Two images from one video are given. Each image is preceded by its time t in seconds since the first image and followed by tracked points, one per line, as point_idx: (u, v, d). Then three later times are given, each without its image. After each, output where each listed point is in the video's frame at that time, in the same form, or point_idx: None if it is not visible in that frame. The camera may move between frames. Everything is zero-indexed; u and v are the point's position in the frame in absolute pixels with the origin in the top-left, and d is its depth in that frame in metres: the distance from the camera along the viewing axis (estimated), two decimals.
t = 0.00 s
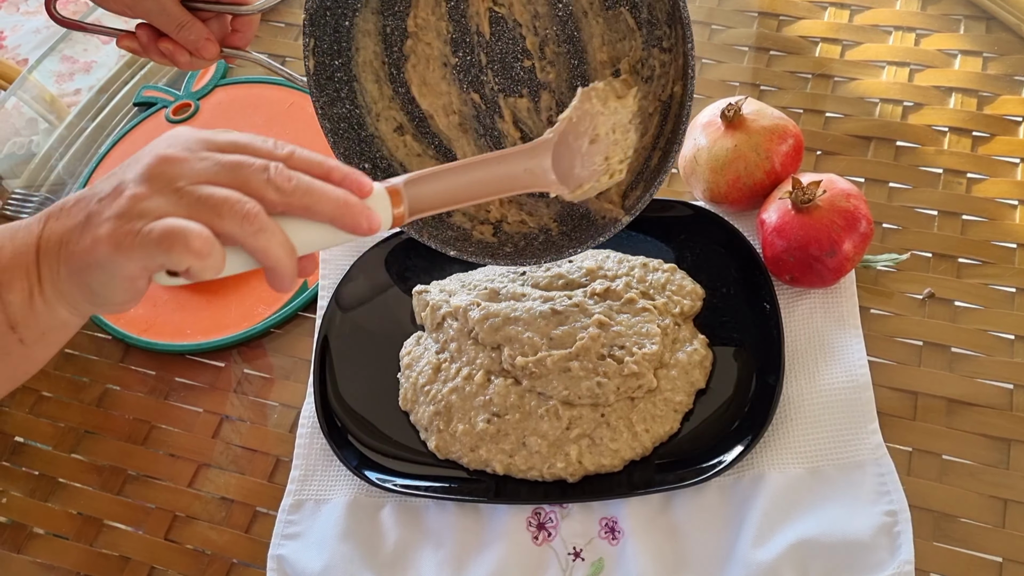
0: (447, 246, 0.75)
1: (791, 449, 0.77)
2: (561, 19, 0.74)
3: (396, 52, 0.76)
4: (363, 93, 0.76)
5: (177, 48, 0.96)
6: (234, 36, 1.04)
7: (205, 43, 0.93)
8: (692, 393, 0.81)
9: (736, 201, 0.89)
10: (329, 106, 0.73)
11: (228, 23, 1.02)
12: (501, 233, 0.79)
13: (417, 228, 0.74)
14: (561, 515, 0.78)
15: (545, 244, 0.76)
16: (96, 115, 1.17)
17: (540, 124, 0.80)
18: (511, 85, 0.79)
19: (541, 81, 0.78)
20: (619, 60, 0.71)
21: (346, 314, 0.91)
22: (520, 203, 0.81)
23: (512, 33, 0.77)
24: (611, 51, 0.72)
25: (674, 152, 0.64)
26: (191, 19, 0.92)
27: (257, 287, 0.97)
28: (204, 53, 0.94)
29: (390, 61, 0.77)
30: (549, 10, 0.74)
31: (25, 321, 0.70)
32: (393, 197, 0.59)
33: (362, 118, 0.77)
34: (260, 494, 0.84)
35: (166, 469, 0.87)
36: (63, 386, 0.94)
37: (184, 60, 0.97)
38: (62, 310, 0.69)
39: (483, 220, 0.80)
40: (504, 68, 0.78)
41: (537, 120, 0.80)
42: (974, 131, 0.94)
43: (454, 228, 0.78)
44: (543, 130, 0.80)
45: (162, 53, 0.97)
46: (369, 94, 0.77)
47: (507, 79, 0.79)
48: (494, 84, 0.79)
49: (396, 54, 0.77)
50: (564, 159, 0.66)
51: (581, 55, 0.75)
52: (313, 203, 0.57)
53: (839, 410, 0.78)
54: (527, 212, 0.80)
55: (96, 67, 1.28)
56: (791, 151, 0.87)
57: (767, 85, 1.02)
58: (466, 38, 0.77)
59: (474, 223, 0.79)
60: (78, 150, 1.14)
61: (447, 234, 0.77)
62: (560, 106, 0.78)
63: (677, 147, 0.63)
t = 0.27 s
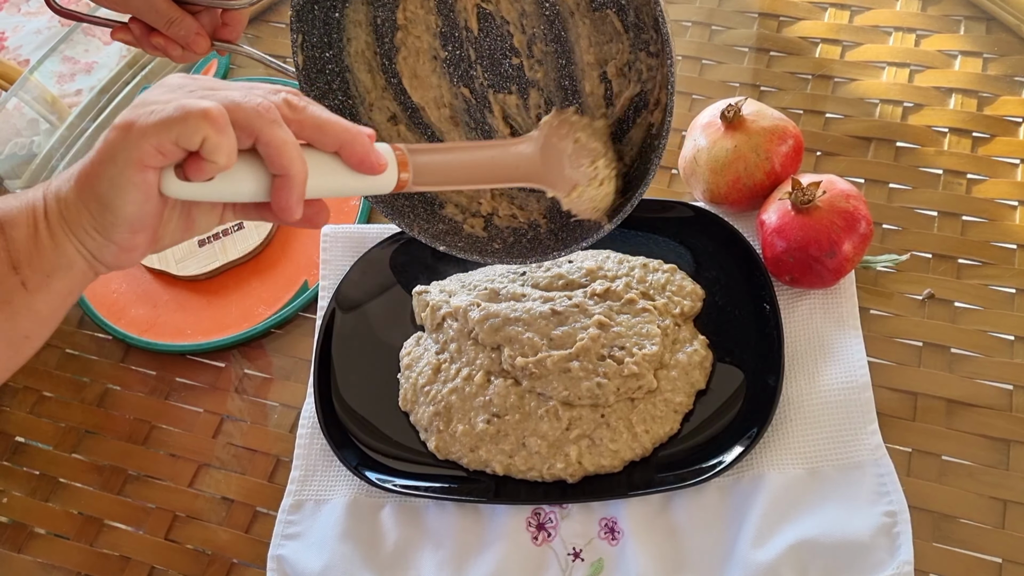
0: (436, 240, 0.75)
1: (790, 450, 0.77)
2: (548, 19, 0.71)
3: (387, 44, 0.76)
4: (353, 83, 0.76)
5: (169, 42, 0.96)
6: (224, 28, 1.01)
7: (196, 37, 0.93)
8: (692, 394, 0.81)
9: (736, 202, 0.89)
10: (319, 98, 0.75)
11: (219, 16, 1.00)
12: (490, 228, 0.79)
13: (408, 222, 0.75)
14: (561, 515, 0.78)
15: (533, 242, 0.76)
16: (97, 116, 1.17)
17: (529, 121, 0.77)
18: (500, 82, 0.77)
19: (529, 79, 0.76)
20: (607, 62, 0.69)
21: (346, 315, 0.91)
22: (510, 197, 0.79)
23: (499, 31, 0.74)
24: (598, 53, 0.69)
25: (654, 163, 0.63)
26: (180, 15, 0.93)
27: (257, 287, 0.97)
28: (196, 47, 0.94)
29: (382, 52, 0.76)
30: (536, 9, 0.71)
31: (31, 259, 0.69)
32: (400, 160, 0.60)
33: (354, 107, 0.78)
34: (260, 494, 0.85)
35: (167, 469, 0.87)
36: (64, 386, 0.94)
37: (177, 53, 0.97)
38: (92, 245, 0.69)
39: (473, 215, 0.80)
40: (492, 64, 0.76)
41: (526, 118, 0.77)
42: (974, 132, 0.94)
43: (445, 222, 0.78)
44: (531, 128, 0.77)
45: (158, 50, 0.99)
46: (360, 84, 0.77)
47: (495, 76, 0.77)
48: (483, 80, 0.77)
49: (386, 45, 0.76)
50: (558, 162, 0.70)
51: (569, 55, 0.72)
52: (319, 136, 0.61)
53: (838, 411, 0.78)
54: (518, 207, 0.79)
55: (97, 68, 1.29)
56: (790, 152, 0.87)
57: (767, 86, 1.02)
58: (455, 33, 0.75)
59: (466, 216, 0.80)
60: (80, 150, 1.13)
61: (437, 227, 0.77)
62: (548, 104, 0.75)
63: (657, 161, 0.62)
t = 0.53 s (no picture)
0: (433, 244, 0.77)
1: (789, 452, 0.77)
2: (546, 30, 0.70)
3: (387, 49, 0.75)
4: (354, 87, 0.76)
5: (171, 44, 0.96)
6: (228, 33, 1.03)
7: (198, 40, 0.94)
8: (691, 396, 0.81)
9: (735, 204, 0.90)
10: (319, 103, 0.75)
11: (221, 21, 1.01)
12: (486, 233, 0.79)
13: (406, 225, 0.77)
14: (560, 518, 0.78)
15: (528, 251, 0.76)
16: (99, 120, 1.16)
17: (527, 129, 0.78)
18: (498, 90, 0.76)
19: (528, 87, 0.75)
20: (605, 74, 0.69)
21: (346, 318, 0.91)
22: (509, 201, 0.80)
23: (498, 39, 0.73)
24: (595, 65, 0.69)
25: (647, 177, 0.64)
26: (182, 18, 0.92)
27: (257, 291, 0.98)
28: (198, 50, 0.95)
29: (382, 56, 0.75)
30: (535, 19, 0.70)
31: None
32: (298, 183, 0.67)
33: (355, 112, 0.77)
34: (260, 497, 0.85)
35: (167, 472, 0.88)
36: (64, 389, 0.95)
37: (180, 55, 0.98)
38: (22, 232, 0.62)
39: (469, 221, 0.80)
40: (492, 72, 0.75)
41: (524, 125, 0.77)
42: (973, 134, 0.94)
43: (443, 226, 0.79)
44: (530, 135, 0.78)
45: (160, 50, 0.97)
46: (360, 88, 0.76)
47: (494, 83, 0.76)
48: (482, 87, 0.76)
49: (387, 50, 0.75)
50: (402, 186, 0.73)
51: (567, 66, 0.71)
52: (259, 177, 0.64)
53: (837, 413, 0.78)
54: (516, 211, 0.80)
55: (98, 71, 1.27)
56: (789, 155, 0.87)
57: (765, 88, 1.02)
58: (455, 39, 0.74)
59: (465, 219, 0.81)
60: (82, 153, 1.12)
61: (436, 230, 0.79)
62: (546, 113, 0.76)
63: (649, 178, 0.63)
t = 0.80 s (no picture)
0: (407, 266, 0.79)
1: (788, 456, 0.77)
2: (533, 62, 0.71)
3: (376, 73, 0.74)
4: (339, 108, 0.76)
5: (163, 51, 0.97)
6: (219, 43, 1.04)
7: (190, 49, 0.95)
8: (691, 400, 0.81)
9: (734, 208, 0.90)
10: (305, 119, 0.74)
11: (213, 31, 1.02)
12: (460, 258, 0.82)
13: (381, 246, 0.79)
14: (560, 522, 0.78)
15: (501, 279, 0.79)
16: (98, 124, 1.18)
17: (507, 158, 0.79)
18: (483, 118, 0.77)
19: (511, 117, 0.76)
20: (587, 110, 0.70)
21: (346, 322, 0.92)
22: (484, 228, 0.82)
23: (485, 68, 0.74)
24: (579, 99, 0.70)
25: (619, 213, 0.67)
26: (177, 25, 0.92)
27: (257, 295, 0.98)
28: (189, 57, 0.96)
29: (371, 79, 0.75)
30: (523, 50, 0.71)
31: (36, 302, 0.53)
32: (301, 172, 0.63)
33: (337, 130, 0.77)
34: (261, 501, 0.85)
35: (168, 476, 0.88)
36: (65, 394, 0.95)
37: (170, 62, 0.98)
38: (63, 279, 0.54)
39: (444, 246, 0.82)
40: (477, 100, 0.76)
41: (505, 154, 0.79)
42: (972, 137, 0.94)
43: (418, 249, 0.81)
44: (510, 164, 0.79)
45: (151, 55, 0.97)
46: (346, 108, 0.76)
47: (479, 111, 0.77)
48: (467, 114, 0.77)
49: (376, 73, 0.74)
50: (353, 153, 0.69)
51: (551, 99, 0.72)
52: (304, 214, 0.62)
53: (836, 417, 0.78)
54: (491, 239, 0.82)
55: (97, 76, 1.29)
56: (788, 158, 0.87)
57: (765, 91, 1.02)
58: (443, 67, 0.74)
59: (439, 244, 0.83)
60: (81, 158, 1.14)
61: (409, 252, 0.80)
62: (527, 144, 0.77)
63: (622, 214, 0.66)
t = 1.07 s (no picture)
0: (388, 273, 0.77)
1: (793, 457, 0.77)
2: (524, 75, 0.73)
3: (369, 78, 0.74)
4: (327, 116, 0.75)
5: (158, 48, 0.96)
6: (216, 43, 1.03)
7: (185, 48, 0.94)
8: (695, 401, 0.81)
9: (738, 208, 0.90)
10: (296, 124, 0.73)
11: (211, 31, 1.02)
12: (440, 268, 0.81)
13: (363, 255, 0.76)
14: (564, 522, 0.78)
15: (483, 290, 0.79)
16: (102, 125, 1.18)
17: (494, 170, 0.80)
18: (472, 129, 0.78)
19: (500, 130, 0.78)
20: (576, 123, 0.71)
21: (350, 322, 0.92)
22: (465, 240, 0.82)
23: (477, 81, 0.75)
24: (567, 112, 0.72)
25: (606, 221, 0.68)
26: (173, 24, 0.92)
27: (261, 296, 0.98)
28: (184, 56, 0.95)
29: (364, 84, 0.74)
30: (515, 64, 0.72)
31: (85, 354, 0.54)
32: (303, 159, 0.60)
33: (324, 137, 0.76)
34: (265, 501, 0.85)
35: (173, 477, 0.88)
36: (70, 395, 0.95)
37: (166, 60, 0.98)
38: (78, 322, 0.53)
39: (426, 257, 0.81)
40: (466, 112, 0.78)
41: (491, 166, 0.80)
42: (976, 137, 0.94)
43: (401, 258, 0.80)
44: (495, 176, 0.80)
45: (146, 53, 0.97)
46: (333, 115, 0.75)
47: (468, 123, 0.78)
48: (456, 126, 0.79)
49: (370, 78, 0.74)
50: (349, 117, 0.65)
51: (540, 112, 0.74)
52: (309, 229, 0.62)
53: (840, 418, 0.78)
54: (473, 252, 0.82)
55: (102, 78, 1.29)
56: (791, 158, 0.87)
57: (768, 92, 1.02)
58: (435, 78, 0.76)
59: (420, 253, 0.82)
60: (85, 159, 1.15)
61: (391, 261, 0.79)
62: (514, 157, 0.78)
63: (607, 223, 0.68)
